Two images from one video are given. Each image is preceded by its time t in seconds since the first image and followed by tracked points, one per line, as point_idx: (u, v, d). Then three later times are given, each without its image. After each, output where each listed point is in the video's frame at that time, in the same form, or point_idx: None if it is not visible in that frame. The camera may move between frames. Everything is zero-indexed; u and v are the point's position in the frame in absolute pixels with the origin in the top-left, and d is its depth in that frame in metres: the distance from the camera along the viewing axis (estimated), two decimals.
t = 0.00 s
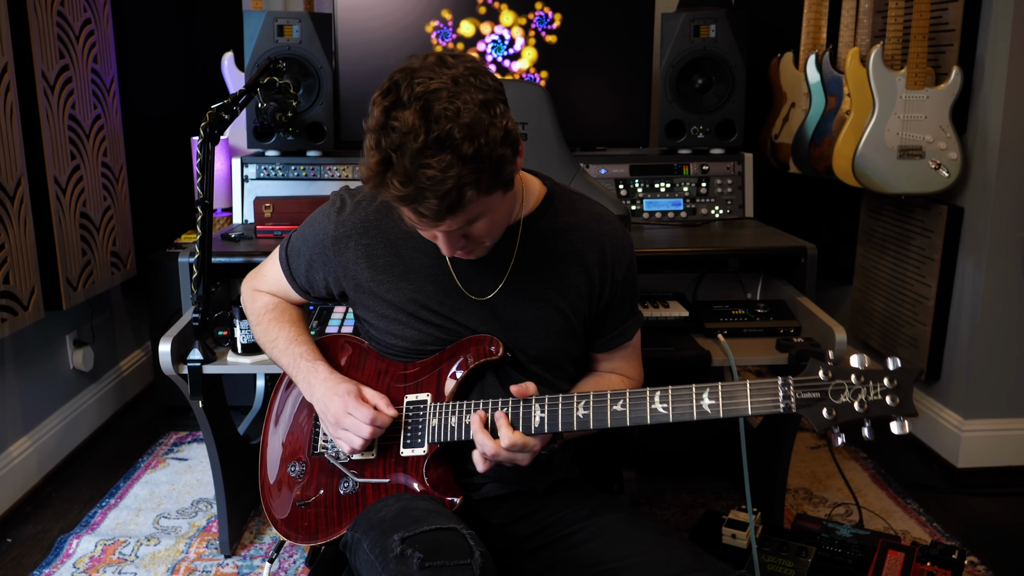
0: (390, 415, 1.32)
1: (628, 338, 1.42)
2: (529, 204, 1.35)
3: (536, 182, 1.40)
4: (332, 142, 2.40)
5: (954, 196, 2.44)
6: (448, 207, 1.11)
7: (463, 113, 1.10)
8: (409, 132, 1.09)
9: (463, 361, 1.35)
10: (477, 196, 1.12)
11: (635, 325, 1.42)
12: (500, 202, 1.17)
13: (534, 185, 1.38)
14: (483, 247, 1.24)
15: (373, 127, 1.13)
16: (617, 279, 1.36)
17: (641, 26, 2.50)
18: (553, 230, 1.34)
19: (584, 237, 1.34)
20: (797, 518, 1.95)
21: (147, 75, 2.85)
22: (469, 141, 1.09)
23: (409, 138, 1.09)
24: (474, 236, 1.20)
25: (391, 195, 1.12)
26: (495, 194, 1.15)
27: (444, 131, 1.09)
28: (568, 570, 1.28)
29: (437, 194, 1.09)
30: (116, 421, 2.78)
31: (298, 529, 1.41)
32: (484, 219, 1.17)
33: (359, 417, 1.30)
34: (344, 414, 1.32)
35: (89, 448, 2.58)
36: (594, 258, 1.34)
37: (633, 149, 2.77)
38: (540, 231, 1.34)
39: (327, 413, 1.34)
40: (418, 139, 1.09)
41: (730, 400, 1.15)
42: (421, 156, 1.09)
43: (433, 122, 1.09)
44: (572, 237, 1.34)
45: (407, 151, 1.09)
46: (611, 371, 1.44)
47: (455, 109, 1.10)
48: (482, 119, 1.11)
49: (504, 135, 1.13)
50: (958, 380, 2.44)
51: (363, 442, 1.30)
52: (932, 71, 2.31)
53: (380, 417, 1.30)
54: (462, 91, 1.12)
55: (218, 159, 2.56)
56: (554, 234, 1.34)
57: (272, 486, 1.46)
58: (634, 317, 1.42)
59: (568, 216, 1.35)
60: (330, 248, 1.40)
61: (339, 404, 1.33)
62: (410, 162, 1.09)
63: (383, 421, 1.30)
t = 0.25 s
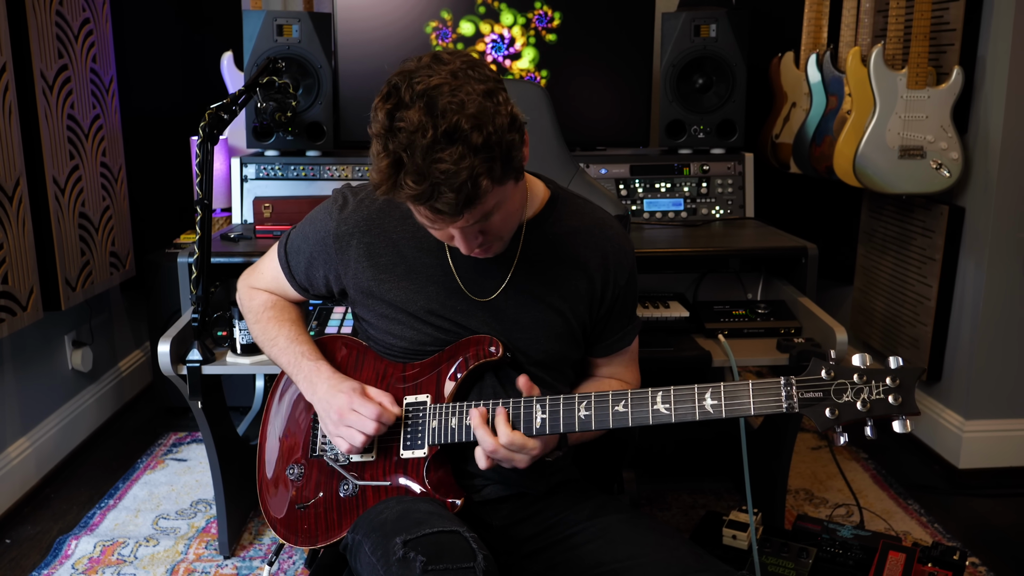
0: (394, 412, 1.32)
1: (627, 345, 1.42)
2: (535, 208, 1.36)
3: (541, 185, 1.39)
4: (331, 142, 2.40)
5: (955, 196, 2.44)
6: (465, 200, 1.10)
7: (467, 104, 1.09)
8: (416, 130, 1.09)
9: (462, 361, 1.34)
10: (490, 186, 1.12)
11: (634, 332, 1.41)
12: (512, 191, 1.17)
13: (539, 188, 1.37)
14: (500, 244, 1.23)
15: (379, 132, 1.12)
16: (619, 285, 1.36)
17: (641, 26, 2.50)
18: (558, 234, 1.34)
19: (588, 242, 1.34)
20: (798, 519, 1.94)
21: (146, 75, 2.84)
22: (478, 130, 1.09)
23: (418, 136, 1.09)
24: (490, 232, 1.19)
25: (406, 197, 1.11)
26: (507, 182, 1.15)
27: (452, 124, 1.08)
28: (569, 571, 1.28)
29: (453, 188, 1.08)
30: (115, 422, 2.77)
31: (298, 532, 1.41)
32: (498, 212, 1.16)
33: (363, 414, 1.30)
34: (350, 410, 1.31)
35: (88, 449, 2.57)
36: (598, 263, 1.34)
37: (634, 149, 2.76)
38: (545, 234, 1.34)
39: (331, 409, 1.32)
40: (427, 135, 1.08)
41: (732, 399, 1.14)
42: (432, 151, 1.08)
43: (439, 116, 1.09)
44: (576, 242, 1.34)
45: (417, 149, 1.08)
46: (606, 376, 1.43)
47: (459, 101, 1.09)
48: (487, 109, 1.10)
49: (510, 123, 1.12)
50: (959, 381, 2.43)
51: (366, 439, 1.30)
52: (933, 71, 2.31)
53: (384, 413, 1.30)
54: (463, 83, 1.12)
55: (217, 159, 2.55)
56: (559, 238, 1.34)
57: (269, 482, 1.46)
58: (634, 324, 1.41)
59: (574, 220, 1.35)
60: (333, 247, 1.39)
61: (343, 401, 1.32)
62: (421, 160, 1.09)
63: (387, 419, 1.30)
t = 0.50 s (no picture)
0: (381, 425, 1.29)
1: (626, 348, 1.42)
2: (533, 211, 1.35)
3: (543, 185, 1.38)
4: (331, 142, 2.39)
5: (956, 196, 2.43)
6: (446, 199, 1.09)
7: (457, 104, 1.09)
8: (403, 127, 1.08)
9: (460, 363, 1.33)
10: (475, 188, 1.10)
11: (634, 335, 1.41)
12: (503, 194, 1.15)
13: (542, 189, 1.36)
14: (493, 245, 1.23)
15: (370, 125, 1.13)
16: (620, 289, 1.35)
17: (642, 26, 2.49)
18: (562, 235, 1.33)
19: (591, 243, 1.34)
20: (798, 519, 1.93)
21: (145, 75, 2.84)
22: (464, 132, 1.08)
23: (404, 133, 1.08)
24: (479, 231, 1.18)
25: (388, 191, 1.11)
26: (497, 185, 1.13)
27: (438, 123, 1.08)
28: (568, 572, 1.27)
29: (433, 187, 1.07)
30: (114, 422, 2.77)
31: (296, 535, 1.40)
32: (487, 213, 1.15)
33: (349, 424, 1.28)
34: (338, 419, 1.30)
35: (87, 449, 2.57)
36: (599, 267, 1.33)
37: (634, 149, 2.76)
38: (548, 235, 1.33)
39: (321, 418, 1.32)
40: (412, 133, 1.08)
41: (733, 401, 1.14)
42: (415, 149, 1.08)
43: (426, 115, 1.08)
44: (578, 243, 1.33)
45: (402, 146, 1.08)
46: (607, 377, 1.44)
47: (448, 101, 1.08)
48: (477, 110, 1.09)
49: (501, 125, 1.11)
50: (960, 381, 2.43)
51: (353, 450, 1.29)
52: (934, 70, 2.30)
53: (370, 425, 1.28)
54: (456, 82, 1.11)
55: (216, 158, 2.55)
56: (563, 239, 1.33)
57: (266, 481, 1.45)
58: (634, 326, 1.41)
59: (579, 221, 1.35)
60: (334, 245, 1.38)
61: (332, 409, 1.31)
62: (404, 157, 1.08)
63: (374, 431, 1.28)
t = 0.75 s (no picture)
0: (393, 432, 1.29)
1: (626, 347, 1.41)
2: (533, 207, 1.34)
3: (542, 183, 1.38)
4: (330, 141, 2.39)
5: (958, 196, 2.42)
6: (429, 206, 1.09)
7: (460, 117, 1.08)
8: (402, 128, 1.08)
9: (459, 363, 1.33)
10: (461, 200, 1.10)
11: (634, 334, 1.40)
12: (490, 207, 1.15)
13: (541, 187, 1.36)
14: (472, 250, 1.23)
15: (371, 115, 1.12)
16: (619, 287, 1.35)
17: (642, 26, 2.49)
18: (562, 233, 1.33)
19: (590, 241, 1.33)
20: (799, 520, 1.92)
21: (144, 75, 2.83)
22: (459, 146, 1.07)
23: (402, 133, 1.08)
24: (461, 235, 1.18)
25: (376, 185, 1.11)
26: (485, 200, 1.13)
27: (435, 134, 1.07)
28: (568, 573, 1.27)
29: (418, 193, 1.08)
30: (113, 423, 2.76)
31: (297, 537, 1.39)
32: (471, 220, 1.15)
33: (362, 432, 1.28)
34: (348, 427, 1.29)
35: (86, 450, 2.56)
36: (598, 265, 1.33)
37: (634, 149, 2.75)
38: (547, 232, 1.33)
39: (329, 425, 1.31)
40: (409, 136, 1.07)
41: (733, 400, 1.13)
42: (408, 153, 1.07)
43: (427, 123, 1.08)
44: (577, 241, 1.33)
45: (398, 144, 1.08)
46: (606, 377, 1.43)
47: (451, 112, 1.08)
48: (479, 127, 1.09)
49: (499, 145, 1.10)
50: (961, 382, 2.42)
51: (363, 457, 1.28)
52: (935, 70, 2.30)
53: (382, 433, 1.28)
54: (464, 94, 1.10)
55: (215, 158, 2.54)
56: (563, 237, 1.33)
57: (267, 483, 1.45)
58: (634, 325, 1.41)
59: (578, 219, 1.34)
60: (334, 246, 1.37)
61: (341, 416, 1.31)
62: (396, 158, 1.08)
63: (386, 438, 1.29)
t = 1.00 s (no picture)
0: (387, 455, 1.29)
1: (627, 346, 1.40)
2: (534, 205, 1.34)
3: (542, 182, 1.37)
4: (330, 141, 2.38)
5: (959, 196, 2.42)
6: (434, 210, 1.08)
7: (452, 116, 1.07)
8: (396, 136, 1.07)
9: (459, 366, 1.32)
10: (464, 200, 1.09)
11: (635, 333, 1.40)
12: (495, 204, 1.15)
13: (541, 186, 1.36)
14: (482, 250, 1.22)
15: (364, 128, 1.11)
16: (620, 286, 1.34)
17: (643, 25, 2.48)
18: (562, 233, 1.32)
19: (590, 241, 1.32)
20: (800, 521, 1.91)
21: (143, 75, 2.82)
22: (456, 146, 1.07)
23: (396, 142, 1.07)
24: (470, 237, 1.18)
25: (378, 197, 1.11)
26: (489, 196, 1.13)
27: (430, 136, 1.06)
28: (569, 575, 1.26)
29: (422, 199, 1.07)
30: (112, 423, 2.76)
31: (297, 541, 1.39)
32: (477, 221, 1.15)
33: (358, 449, 1.28)
34: (345, 441, 1.29)
35: (85, 451, 2.56)
36: (599, 265, 1.32)
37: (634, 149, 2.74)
38: (547, 233, 1.32)
39: (326, 437, 1.31)
40: (404, 143, 1.06)
41: (732, 399, 1.12)
42: (406, 160, 1.07)
43: (420, 127, 1.07)
44: (577, 241, 1.32)
45: (393, 154, 1.07)
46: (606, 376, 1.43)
47: (442, 113, 1.07)
48: (472, 124, 1.08)
49: (495, 139, 1.10)
50: (963, 383, 2.42)
51: (352, 473, 1.30)
52: (936, 69, 2.29)
53: (376, 454, 1.28)
54: (454, 93, 1.09)
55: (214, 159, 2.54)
56: (563, 237, 1.32)
57: (267, 488, 1.44)
58: (634, 324, 1.40)
59: (578, 218, 1.33)
60: (333, 248, 1.36)
61: (340, 429, 1.30)
62: (395, 166, 1.08)
63: (379, 460, 1.28)
